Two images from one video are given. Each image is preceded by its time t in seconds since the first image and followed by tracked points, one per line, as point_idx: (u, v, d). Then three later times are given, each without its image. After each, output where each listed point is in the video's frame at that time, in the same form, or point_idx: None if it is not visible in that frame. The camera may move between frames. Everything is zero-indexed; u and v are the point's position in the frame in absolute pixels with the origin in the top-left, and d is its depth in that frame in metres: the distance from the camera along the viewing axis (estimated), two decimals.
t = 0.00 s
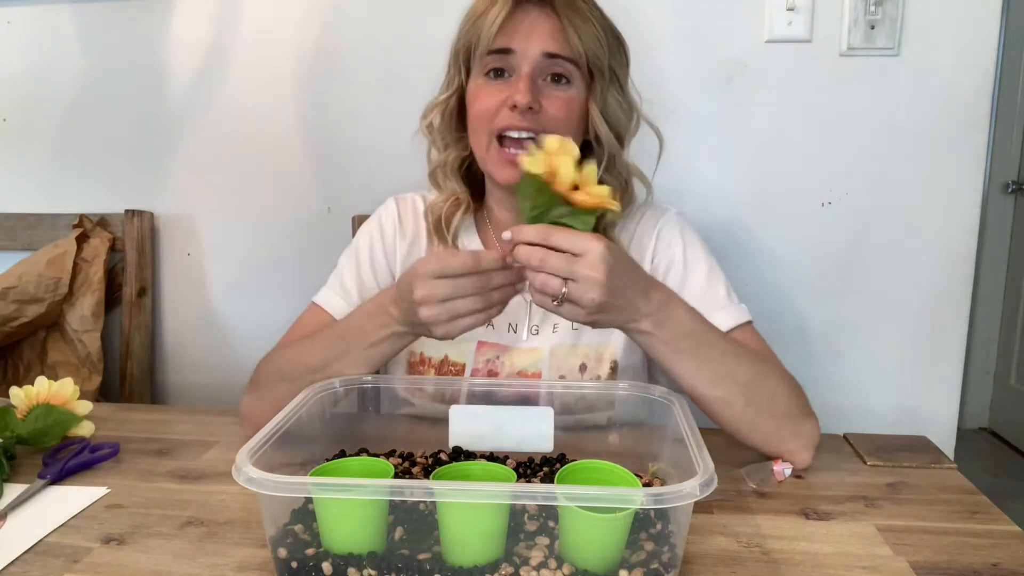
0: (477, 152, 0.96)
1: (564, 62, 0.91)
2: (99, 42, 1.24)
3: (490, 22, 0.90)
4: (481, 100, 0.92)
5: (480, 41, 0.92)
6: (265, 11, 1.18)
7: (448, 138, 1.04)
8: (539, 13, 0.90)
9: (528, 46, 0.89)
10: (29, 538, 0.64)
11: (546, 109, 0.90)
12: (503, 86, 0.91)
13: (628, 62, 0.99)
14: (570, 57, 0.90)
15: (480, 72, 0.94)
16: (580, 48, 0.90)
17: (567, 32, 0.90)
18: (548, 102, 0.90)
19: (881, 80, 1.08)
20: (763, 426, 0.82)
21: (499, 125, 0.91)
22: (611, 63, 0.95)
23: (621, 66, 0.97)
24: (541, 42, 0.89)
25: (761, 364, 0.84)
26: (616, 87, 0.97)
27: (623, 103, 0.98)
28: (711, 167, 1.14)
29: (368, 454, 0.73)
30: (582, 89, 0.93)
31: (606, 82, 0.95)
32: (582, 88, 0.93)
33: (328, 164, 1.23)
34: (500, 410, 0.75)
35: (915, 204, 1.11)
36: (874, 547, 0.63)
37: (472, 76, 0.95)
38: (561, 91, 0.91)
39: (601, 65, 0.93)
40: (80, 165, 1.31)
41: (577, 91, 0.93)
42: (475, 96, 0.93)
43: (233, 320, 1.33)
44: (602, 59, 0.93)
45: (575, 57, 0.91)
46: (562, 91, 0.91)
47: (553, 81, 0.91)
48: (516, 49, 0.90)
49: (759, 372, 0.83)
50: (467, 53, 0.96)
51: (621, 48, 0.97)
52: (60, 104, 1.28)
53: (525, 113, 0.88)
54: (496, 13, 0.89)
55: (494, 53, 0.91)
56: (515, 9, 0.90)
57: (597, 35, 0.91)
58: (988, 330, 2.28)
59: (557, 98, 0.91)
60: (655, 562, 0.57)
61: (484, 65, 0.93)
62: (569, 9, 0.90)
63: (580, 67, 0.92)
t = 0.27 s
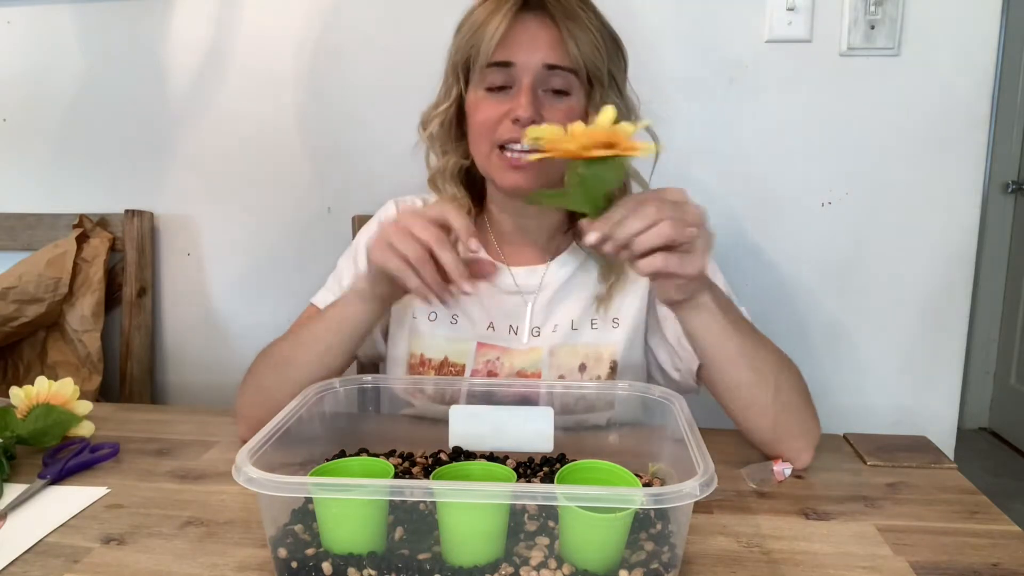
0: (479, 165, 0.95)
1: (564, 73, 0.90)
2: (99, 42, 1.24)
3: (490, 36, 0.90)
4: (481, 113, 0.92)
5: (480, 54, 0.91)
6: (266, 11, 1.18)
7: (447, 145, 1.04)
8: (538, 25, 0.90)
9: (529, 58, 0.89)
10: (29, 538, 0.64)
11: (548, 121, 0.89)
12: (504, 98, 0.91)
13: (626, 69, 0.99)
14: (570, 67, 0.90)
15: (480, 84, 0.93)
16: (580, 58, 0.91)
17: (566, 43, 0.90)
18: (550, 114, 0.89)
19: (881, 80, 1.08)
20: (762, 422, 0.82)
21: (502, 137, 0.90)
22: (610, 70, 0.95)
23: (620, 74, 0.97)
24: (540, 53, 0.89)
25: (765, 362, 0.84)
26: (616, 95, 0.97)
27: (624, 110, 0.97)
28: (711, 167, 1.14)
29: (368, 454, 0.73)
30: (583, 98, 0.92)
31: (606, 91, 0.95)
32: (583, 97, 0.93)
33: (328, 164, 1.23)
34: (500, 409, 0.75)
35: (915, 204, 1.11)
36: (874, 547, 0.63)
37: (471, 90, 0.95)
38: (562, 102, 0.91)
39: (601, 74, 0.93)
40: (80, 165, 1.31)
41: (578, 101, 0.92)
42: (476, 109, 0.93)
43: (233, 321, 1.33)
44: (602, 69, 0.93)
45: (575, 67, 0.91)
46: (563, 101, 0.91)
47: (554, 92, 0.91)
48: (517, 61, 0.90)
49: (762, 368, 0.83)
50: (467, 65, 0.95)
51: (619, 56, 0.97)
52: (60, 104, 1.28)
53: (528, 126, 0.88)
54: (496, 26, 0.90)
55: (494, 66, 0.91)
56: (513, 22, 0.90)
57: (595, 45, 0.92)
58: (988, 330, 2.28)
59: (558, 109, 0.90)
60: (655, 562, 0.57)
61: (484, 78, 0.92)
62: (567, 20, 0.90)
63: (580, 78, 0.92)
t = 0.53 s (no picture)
0: (487, 166, 0.96)
1: (574, 76, 0.90)
2: (100, 42, 1.24)
3: (501, 39, 0.90)
4: (490, 116, 0.92)
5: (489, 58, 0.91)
6: (266, 11, 1.18)
7: (453, 147, 1.04)
8: (547, 29, 0.90)
9: (538, 62, 0.89)
10: (29, 538, 0.64)
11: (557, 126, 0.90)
12: (513, 102, 0.91)
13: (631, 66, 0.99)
14: (580, 71, 0.91)
15: (486, 88, 0.93)
16: (589, 61, 0.91)
17: (576, 47, 0.90)
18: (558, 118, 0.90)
19: (881, 80, 1.08)
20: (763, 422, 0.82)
21: (510, 142, 0.91)
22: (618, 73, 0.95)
23: (629, 76, 0.97)
24: (549, 56, 0.89)
25: (769, 360, 0.84)
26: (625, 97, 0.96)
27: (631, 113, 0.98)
28: (711, 167, 1.14)
29: (368, 454, 0.73)
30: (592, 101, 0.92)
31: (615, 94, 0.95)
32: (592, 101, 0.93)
33: (328, 164, 1.23)
34: (500, 409, 0.75)
35: (914, 204, 1.11)
36: (874, 547, 0.63)
37: (478, 92, 0.95)
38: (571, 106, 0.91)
39: (608, 76, 0.93)
40: (80, 165, 1.31)
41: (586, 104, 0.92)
42: (485, 114, 0.93)
43: (233, 321, 1.33)
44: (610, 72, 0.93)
45: (584, 70, 0.91)
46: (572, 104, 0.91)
47: (563, 96, 0.91)
48: (526, 65, 0.90)
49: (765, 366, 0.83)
50: (473, 68, 0.95)
51: (626, 59, 0.96)
52: (60, 104, 1.28)
53: (537, 131, 0.88)
54: (506, 29, 0.89)
55: (502, 69, 0.91)
56: (524, 25, 0.90)
57: (603, 49, 0.91)
58: (989, 330, 2.28)
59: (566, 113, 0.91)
60: (656, 562, 0.57)
61: (491, 81, 0.92)
62: (578, 24, 0.90)
63: (589, 80, 0.92)
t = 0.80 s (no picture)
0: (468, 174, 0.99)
1: (514, 85, 0.88)
2: (100, 43, 1.24)
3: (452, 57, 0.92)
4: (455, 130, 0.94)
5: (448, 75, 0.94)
6: (266, 11, 1.18)
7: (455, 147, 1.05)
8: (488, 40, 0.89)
9: (479, 75, 0.89)
10: (29, 538, 0.64)
11: (505, 136, 0.89)
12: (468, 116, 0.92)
13: (605, 56, 0.92)
14: (517, 79, 0.88)
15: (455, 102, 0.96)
16: (526, 67, 0.88)
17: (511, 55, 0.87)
18: (507, 128, 0.89)
19: (882, 79, 1.08)
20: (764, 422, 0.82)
21: (469, 155, 0.93)
22: (574, 72, 0.90)
23: (590, 71, 0.91)
24: (487, 69, 0.89)
25: (772, 360, 0.83)
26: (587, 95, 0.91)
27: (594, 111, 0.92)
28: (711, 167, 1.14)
29: (368, 454, 0.73)
30: (544, 106, 0.89)
31: (568, 96, 0.90)
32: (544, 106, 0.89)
33: (328, 164, 1.23)
34: (500, 409, 0.75)
35: (914, 204, 1.12)
36: (874, 547, 0.63)
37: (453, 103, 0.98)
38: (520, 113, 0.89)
39: (556, 79, 0.89)
40: (80, 165, 1.31)
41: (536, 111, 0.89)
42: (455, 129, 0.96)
43: (234, 321, 1.33)
44: (557, 75, 0.89)
45: (523, 76, 0.88)
46: (517, 113, 0.89)
47: (510, 104, 0.89)
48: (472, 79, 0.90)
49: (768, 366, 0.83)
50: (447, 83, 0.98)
51: (588, 54, 0.90)
52: (60, 104, 1.28)
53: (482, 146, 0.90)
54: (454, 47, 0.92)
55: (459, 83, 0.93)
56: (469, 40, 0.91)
57: (542, 55, 0.88)
58: (988, 330, 2.28)
59: (516, 123, 0.89)
60: (655, 562, 0.57)
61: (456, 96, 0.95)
62: (506, 32, 0.88)
63: (531, 86, 0.88)
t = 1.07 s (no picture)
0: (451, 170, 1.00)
1: (473, 84, 0.88)
2: (100, 43, 1.24)
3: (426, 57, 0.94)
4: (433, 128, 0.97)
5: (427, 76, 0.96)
6: (266, 11, 1.18)
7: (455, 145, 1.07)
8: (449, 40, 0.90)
9: (443, 75, 0.90)
10: (29, 538, 0.64)
11: (467, 136, 0.90)
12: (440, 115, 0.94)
13: (570, 51, 0.90)
14: (475, 78, 0.87)
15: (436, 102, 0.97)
16: (483, 65, 0.87)
17: (468, 53, 0.87)
18: (468, 128, 0.90)
19: (882, 79, 1.08)
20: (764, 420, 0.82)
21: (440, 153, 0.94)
22: (533, 72, 0.88)
23: (546, 74, 0.89)
24: (449, 68, 0.89)
25: (773, 357, 0.83)
26: (545, 98, 0.89)
27: (550, 116, 0.89)
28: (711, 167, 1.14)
29: (368, 454, 0.72)
30: (502, 107, 0.88)
31: (525, 98, 0.89)
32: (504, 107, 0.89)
33: (328, 163, 1.23)
34: (500, 409, 0.75)
35: (914, 204, 1.11)
36: (874, 547, 0.63)
37: (437, 101, 1.00)
38: (480, 113, 0.89)
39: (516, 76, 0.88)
40: (80, 165, 1.31)
41: (497, 111, 0.89)
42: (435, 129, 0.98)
43: (234, 321, 1.33)
44: (511, 77, 0.88)
45: (483, 75, 0.87)
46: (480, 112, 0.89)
47: (473, 103, 0.90)
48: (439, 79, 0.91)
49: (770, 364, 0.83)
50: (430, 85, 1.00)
51: (545, 56, 0.88)
52: (61, 105, 1.28)
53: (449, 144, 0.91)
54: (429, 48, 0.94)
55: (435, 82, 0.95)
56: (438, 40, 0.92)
57: (498, 52, 0.87)
58: (989, 331, 2.28)
59: (476, 124, 0.90)
60: (655, 562, 0.57)
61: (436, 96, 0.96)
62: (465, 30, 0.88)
63: (489, 85, 0.88)
